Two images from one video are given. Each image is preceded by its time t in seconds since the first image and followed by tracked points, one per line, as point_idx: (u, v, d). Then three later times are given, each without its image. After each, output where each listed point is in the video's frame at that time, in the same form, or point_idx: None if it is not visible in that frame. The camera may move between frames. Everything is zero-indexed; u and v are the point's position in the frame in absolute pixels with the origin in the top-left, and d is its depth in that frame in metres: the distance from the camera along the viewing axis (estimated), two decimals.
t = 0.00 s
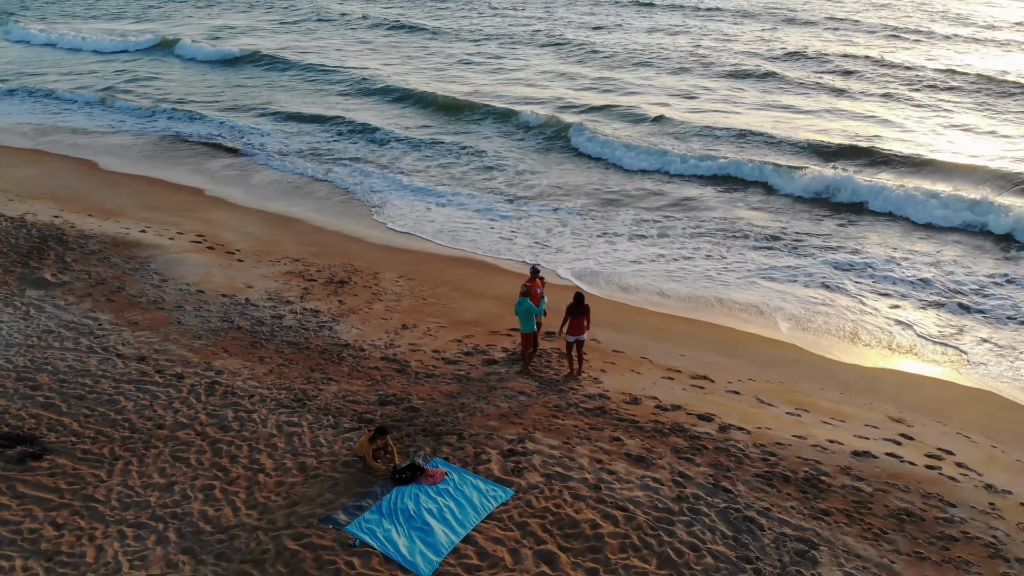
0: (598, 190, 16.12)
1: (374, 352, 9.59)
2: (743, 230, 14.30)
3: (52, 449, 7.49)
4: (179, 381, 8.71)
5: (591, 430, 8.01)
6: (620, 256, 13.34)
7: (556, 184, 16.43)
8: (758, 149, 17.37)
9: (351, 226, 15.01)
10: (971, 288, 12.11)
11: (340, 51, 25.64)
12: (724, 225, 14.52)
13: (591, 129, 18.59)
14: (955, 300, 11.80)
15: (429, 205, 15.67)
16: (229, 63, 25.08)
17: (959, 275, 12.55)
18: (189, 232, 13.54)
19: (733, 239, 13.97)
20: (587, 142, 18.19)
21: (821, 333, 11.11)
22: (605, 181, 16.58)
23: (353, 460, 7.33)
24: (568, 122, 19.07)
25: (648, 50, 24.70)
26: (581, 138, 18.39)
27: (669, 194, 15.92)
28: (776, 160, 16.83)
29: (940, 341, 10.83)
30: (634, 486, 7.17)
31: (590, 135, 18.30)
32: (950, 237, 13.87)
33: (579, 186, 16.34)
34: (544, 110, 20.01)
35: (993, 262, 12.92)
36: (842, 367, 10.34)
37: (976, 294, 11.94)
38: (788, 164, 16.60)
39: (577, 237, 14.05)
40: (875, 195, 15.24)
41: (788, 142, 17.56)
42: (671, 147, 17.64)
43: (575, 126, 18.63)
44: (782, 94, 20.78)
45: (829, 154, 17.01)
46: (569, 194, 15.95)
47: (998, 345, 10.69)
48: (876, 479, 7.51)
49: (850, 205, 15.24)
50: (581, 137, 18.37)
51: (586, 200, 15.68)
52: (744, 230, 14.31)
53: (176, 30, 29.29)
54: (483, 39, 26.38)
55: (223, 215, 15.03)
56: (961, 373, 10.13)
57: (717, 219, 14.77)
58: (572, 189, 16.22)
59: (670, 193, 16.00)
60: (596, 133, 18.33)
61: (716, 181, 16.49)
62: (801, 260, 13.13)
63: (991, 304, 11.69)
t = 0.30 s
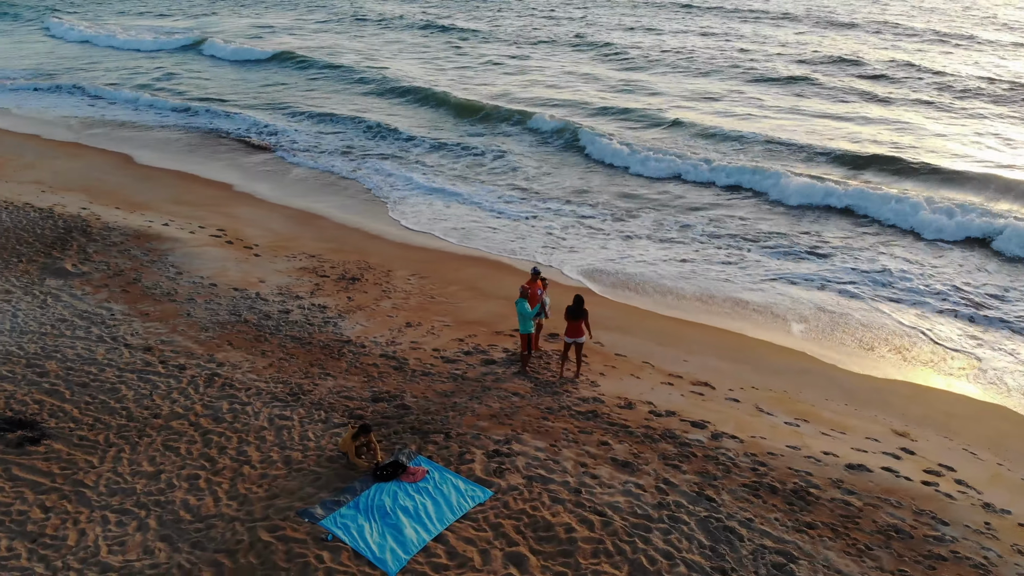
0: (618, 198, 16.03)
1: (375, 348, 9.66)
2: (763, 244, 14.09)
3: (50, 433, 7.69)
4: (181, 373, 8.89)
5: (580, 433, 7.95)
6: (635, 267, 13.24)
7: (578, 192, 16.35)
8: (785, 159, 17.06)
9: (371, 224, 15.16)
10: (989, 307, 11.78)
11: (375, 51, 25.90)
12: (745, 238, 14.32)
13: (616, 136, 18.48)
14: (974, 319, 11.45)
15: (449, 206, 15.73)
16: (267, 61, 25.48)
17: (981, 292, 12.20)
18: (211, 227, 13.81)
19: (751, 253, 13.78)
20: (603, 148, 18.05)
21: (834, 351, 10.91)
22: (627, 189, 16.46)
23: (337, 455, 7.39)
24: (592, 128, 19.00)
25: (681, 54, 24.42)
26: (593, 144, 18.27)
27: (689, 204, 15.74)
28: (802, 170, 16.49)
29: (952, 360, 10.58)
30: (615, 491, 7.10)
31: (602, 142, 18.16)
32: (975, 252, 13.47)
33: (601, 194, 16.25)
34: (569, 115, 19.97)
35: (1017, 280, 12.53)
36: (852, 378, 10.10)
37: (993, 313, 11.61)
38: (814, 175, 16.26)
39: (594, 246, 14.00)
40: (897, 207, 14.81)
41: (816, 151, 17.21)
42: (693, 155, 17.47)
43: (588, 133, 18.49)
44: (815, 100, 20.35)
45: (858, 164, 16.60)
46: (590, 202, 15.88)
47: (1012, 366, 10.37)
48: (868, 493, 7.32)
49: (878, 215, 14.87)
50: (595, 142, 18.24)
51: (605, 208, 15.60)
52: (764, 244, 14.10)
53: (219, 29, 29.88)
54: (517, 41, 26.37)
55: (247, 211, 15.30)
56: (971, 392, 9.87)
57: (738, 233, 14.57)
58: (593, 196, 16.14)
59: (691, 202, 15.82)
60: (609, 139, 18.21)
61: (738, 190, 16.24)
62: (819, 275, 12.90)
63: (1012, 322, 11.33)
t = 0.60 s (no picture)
0: (635, 204, 15.90)
1: (375, 345, 9.73)
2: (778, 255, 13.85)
3: (49, 418, 7.90)
4: (182, 363, 9.06)
5: (567, 436, 7.90)
6: (647, 278, 13.14)
7: (595, 198, 16.27)
8: (809, 167, 16.75)
9: (391, 223, 15.28)
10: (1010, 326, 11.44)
11: (410, 51, 26.11)
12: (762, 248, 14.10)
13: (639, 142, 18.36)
14: (992, 340, 11.15)
15: (467, 209, 15.77)
16: (303, 59, 25.83)
17: (1004, 311, 11.84)
18: (232, 222, 14.06)
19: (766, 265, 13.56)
20: (622, 154, 17.94)
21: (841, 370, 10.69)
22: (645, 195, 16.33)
23: (321, 450, 7.46)
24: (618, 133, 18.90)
25: (713, 58, 24.12)
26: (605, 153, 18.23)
27: (708, 211, 15.54)
28: (826, 181, 16.18)
29: (967, 383, 10.33)
30: (595, 496, 7.04)
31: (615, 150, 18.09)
32: (1002, 266, 13.05)
33: (618, 199, 16.14)
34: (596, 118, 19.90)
35: None
36: (860, 390, 9.86)
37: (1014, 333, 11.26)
38: (839, 186, 15.93)
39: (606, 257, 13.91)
40: (919, 219, 14.44)
41: (841, 160, 16.86)
42: (718, 162, 17.26)
43: (615, 139, 18.41)
44: (846, 105, 19.93)
45: (883, 176, 16.22)
46: (607, 208, 15.78)
47: None
48: (856, 508, 7.14)
49: (901, 225, 14.50)
50: (612, 149, 18.16)
51: (622, 214, 15.49)
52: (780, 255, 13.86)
53: (260, 27, 30.40)
54: (551, 43, 26.34)
55: (271, 206, 15.54)
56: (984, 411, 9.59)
57: (756, 242, 14.34)
58: (611, 202, 16.04)
59: (710, 209, 15.61)
60: (627, 145, 18.11)
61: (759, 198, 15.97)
62: (833, 291, 12.64)
63: None
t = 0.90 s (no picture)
0: (654, 214, 15.76)
1: (376, 341, 9.80)
2: (796, 271, 13.62)
3: (50, 403, 8.13)
4: (186, 354, 9.24)
5: (554, 439, 7.86)
6: (661, 290, 13.11)
7: (614, 206, 16.17)
8: (837, 178, 16.39)
9: (413, 222, 15.39)
10: None
11: (446, 52, 26.27)
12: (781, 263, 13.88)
13: (664, 150, 18.20)
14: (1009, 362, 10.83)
15: (486, 212, 15.88)
16: (340, 58, 26.09)
17: None
18: (255, 217, 14.30)
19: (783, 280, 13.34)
20: (647, 159, 17.82)
21: (852, 379, 10.46)
22: (664, 205, 16.19)
23: (306, 444, 7.55)
24: (645, 140, 18.81)
25: (748, 62, 23.79)
26: (625, 160, 18.12)
27: (729, 222, 15.35)
28: (853, 193, 15.84)
29: (980, 401, 10.02)
30: (573, 500, 6.99)
31: (637, 156, 17.93)
32: None
33: (636, 211, 16.02)
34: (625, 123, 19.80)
35: None
36: (866, 404, 9.62)
37: None
38: (865, 198, 15.58)
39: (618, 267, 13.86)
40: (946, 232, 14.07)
41: (870, 168, 16.47)
42: (744, 170, 17.06)
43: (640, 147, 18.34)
44: (881, 111, 19.47)
45: (913, 186, 15.78)
46: (624, 218, 15.68)
47: None
48: (842, 522, 6.97)
49: (928, 238, 14.09)
50: (637, 154, 18.06)
51: (640, 226, 15.38)
52: (797, 271, 13.62)
53: (302, 26, 30.89)
54: (585, 44, 26.26)
55: (295, 201, 15.76)
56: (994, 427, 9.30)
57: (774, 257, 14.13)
58: (629, 213, 15.93)
59: (732, 220, 15.42)
60: (653, 153, 18.02)
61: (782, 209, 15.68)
62: (848, 306, 12.46)
63: None
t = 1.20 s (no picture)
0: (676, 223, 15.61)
1: (378, 337, 9.89)
2: (815, 283, 13.32)
3: (56, 387, 8.38)
4: (192, 344, 9.44)
5: (540, 440, 7.84)
6: (677, 295, 13.03)
7: (636, 214, 16.07)
8: (865, 189, 16.00)
9: (435, 220, 15.48)
10: None
11: (484, 51, 26.37)
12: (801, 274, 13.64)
13: (691, 156, 17.99)
14: None
15: (509, 214, 15.96)
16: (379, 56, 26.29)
17: None
18: (280, 211, 14.53)
19: (800, 293, 13.08)
20: (676, 163, 17.66)
21: (862, 391, 10.20)
22: (687, 212, 16.01)
23: (293, 437, 7.65)
24: (675, 144, 18.63)
25: (787, 65, 23.37)
26: (652, 161, 17.96)
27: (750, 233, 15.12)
28: (879, 204, 15.41)
29: (996, 419, 9.68)
30: (550, 503, 6.95)
31: (665, 161, 17.80)
32: None
33: (658, 218, 15.87)
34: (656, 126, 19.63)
35: None
36: (874, 417, 9.38)
37: None
38: (891, 210, 15.14)
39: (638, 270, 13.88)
40: (976, 245, 13.64)
41: (901, 177, 15.98)
42: (773, 176, 16.78)
43: (670, 151, 18.18)
44: (920, 118, 18.96)
45: (944, 198, 15.27)
46: (644, 226, 15.56)
47: None
48: (824, 537, 6.80)
49: (956, 249, 13.68)
50: (666, 158, 17.90)
51: (661, 233, 15.25)
52: (816, 284, 13.32)
53: (346, 24, 31.31)
54: (623, 45, 26.10)
55: (321, 196, 15.97)
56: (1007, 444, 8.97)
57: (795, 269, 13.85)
58: (650, 221, 15.79)
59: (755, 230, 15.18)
60: (683, 158, 17.85)
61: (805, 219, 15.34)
62: (866, 320, 12.19)
63: None
